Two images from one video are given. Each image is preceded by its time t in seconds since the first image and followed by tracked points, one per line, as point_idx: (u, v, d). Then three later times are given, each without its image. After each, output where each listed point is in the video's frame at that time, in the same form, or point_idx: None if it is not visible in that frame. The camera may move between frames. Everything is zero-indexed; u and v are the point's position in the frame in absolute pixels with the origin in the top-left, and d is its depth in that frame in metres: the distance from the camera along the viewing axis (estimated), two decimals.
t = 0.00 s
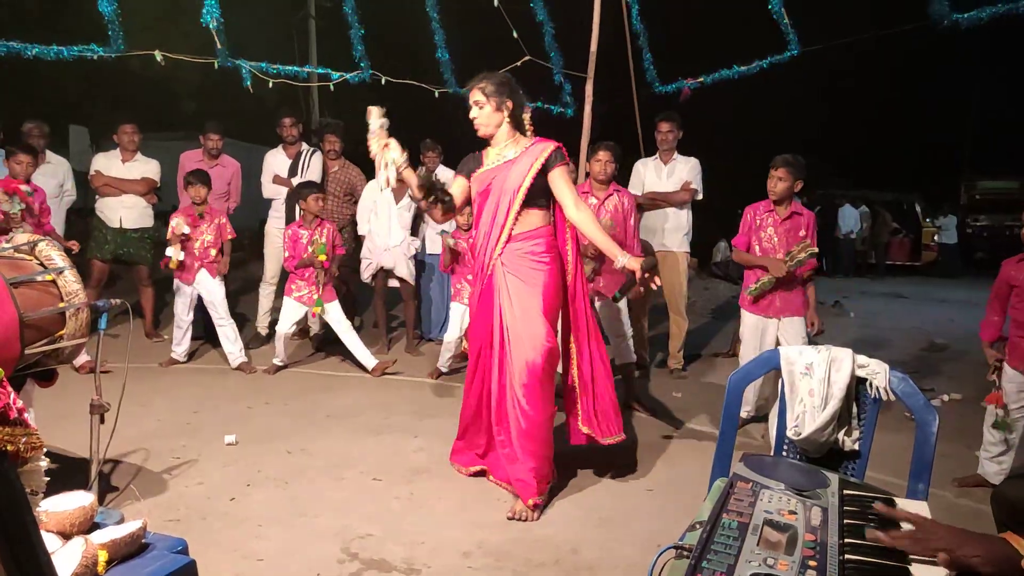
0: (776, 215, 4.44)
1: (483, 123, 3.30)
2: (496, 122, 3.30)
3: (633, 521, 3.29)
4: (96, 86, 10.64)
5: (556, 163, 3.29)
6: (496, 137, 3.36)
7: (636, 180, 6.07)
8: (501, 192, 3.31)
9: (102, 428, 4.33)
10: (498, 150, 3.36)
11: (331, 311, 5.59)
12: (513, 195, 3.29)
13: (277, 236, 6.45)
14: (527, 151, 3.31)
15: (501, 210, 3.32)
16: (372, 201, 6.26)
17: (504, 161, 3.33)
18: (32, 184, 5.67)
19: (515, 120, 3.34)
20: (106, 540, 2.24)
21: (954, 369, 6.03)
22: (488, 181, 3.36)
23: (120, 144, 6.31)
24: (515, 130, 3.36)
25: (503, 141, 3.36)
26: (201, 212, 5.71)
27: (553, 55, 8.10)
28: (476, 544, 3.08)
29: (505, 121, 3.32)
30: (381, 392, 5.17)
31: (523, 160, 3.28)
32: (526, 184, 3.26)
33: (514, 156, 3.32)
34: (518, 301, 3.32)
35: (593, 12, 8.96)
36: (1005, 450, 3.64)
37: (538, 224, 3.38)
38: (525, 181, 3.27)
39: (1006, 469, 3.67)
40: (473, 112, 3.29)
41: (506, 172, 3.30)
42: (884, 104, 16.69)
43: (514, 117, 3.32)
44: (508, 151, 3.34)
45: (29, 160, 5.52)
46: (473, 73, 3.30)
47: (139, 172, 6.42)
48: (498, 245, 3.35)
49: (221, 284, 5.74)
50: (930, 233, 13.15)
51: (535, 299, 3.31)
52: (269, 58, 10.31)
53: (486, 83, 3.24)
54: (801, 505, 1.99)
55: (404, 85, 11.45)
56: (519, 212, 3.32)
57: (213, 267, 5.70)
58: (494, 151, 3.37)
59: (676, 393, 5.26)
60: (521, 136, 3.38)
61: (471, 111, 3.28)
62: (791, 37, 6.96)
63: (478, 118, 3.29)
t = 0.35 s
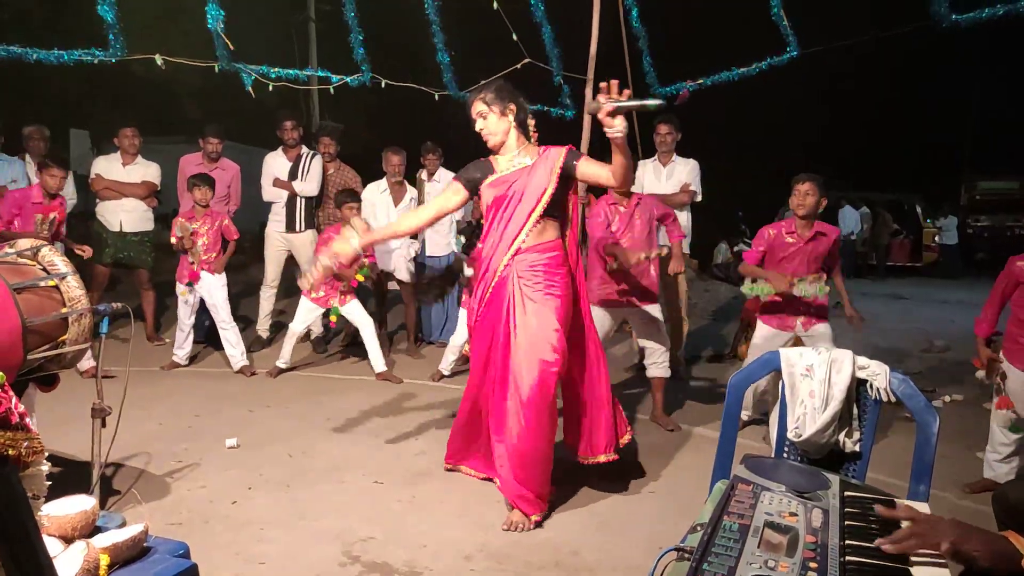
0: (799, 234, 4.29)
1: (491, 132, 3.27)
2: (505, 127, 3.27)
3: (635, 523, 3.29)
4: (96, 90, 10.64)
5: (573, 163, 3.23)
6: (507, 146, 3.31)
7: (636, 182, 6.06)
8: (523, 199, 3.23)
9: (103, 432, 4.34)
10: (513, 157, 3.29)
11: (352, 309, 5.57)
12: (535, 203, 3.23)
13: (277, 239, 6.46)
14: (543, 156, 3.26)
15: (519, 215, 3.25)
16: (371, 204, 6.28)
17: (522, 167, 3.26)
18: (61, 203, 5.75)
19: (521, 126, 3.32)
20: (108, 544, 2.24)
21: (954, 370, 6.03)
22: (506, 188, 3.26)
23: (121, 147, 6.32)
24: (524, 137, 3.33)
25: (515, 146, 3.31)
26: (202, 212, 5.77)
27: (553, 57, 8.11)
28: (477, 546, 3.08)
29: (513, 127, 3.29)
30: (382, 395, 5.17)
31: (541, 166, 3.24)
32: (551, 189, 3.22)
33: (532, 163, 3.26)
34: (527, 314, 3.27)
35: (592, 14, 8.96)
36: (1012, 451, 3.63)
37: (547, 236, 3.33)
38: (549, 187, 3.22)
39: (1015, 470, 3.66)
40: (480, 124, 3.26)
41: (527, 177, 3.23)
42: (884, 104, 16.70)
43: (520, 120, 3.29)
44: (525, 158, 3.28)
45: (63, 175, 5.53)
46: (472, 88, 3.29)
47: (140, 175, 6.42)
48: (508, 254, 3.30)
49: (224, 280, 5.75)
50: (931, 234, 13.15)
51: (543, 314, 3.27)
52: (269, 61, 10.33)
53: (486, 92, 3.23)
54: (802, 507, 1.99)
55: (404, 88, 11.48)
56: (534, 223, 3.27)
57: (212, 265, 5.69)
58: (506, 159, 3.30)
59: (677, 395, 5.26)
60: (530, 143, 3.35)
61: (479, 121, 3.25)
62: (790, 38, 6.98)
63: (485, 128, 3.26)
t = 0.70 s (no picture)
0: (811, 222, 4.39)
1: (492, 125, 3.07)
2: (505, 118, 3.05)
3: (633, 519, 3.29)
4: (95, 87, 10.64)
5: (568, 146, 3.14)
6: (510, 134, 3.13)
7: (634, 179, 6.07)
8: (507, 183, 3.19)
9: (101, 429, 4.34)
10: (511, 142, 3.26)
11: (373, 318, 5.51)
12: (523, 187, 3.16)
13: (275, 236, 6.46)
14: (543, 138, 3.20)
15: (506, 197, 3.18)
16: (369, 202, 6.27)
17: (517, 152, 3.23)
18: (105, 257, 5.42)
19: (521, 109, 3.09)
20: (106, 541, 2.24)
21: (952, 366, 6.04)
22: (495, 175, 3.25)
23: (119, 144, 6.33)
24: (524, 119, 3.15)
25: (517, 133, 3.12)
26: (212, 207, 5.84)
27: (552, 54, 8.11)
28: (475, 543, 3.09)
29: (511, 115, 3.04)
30: (380, 392, 5.18)
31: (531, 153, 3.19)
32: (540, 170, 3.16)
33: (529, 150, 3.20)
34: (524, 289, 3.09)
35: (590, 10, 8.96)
36: None
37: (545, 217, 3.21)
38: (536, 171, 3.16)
39: None
40: (480, 117, 3.06)
41: (514, 163, 3.20)
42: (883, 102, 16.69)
43: (518, 105, 3.04)
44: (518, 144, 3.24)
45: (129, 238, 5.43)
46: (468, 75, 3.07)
47: (139, 172, 6.42)
48: (497, 231, 3.19)
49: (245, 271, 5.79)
50: (930, 231, 13.33)
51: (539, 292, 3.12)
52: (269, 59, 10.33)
53: (483, 83, 3.01)
54: (800, 503, 2.00)
55: (403, 86, 11.49)
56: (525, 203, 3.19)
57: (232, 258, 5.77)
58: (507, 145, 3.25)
59: (676, 392, 5.27)
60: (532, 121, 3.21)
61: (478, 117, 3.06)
62: (790, 35, 6.98)
63: (486, 121, 3.06)
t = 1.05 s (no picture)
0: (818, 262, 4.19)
1: (481, 118, 3.25)
2: (492, 112, 3.22)
3: (635, 522, 3.29)
4: (97, 88, 10.66)
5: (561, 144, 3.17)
6: (500, 130, 3.29)
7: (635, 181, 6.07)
8: (504, 186, 3.23)
9: (104, 430, 4.34)
10: (503, 142, 3.30)
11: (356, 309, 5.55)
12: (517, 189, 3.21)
13: (277, 237, 6.47)
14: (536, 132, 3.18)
15: (500, 208, 3.24)
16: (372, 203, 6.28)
17: (508, 152, 3.27)
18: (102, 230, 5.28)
19: (512, 106, 3.24)
20: (109, 542, 2.25)
21: (954, 369, 6.04)
22: (492, 174, 3.29)
23: (122, 146, 6.34)
24: (515, 115, 3.27)
25: (506, 130, 3.28)
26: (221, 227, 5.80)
27: (555, 57, 8.11)
28: (478, 545, 3.09)
29: (502, 111, 3.23)
30: (382, 393, 5.18)
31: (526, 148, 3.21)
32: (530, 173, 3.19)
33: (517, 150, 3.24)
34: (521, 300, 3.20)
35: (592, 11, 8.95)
36: None
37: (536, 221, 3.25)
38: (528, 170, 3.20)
39: None
40: (473, 109, 3.23)
41: (508, 163, 3.24)
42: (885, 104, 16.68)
43: (508, 101, 3.21)
44: (510, 142, 3.28)
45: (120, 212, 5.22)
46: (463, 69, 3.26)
47: (142, 173, 6.43)
48: (497, 236, 3.26)
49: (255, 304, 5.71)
50: (932, 234, 13.33)
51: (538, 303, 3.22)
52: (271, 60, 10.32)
53: (477, 78, 3.18)
54: (803, 507, 1.99)
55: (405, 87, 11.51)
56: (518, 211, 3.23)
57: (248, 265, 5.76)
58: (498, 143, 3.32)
59: (679, 394, 5.27)
60: (522, 120, 3.29)
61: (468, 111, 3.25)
62: (792, 38, 6.98)
63: (475, 114, 3.25)
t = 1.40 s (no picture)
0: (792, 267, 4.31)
1: (469, 132, 3.33)
2: (481, 127, 3.30)
3: (638, 528, 3.29)
4: (101, 90, 10.67)
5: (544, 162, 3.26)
6: (487, 145, 3.36)
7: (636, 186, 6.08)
8: (488, 196, 3.31)
9: (106, 434, 4.34)
10: (490, 155, 3.36)
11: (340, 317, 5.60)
12: (501, 198, 3.28)
13: (281, 241, 6.48)
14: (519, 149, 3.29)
15: (488, 210, 3.32)
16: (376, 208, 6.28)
17: (493, 165, 3.33)
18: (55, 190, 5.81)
19: (500, 123, 3.33)
20: (111, 545, 2.24)
21: (957, 378, 6.03)
22: (477, 187, 3.36)
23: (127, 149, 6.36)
24: (503, 132, 3.35)
25: (495, 148, 3.35)
26: (221, 252, 5.84)
27: (559, 63, 8.11)
28: (480, 550, 3.08)
29: (490, 126, 3.31)
30: (384, 398, 5.18)
31: (511, 163, 3.27)
32: (515, 183, 3.25)
33: (503, 161, 3.31)
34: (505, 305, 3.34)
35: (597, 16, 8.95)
36: None
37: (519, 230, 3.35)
38: (513, 182, 3.25)
39: None
40: (462, 122, 3.31)
41: (494, 175, 3.30)
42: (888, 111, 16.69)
43: (496, 118, 3.29)
44: (497, 156, 3.34)
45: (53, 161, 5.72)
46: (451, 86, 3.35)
47: (147, 177, 6.44)
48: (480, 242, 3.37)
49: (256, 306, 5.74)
50: (935, 242, 13.28)
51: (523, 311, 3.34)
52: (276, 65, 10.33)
53: (466, 96, 3.26)
54: (806, 515, 1.99)
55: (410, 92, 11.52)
56: (502, 219, 3.33)
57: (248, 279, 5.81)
58: (485, 157, 3.39)
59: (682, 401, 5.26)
60: (509, 137, 3.36)
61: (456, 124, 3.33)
62: (796, 45, 6.99)
63: (464, 127, 3.33)
